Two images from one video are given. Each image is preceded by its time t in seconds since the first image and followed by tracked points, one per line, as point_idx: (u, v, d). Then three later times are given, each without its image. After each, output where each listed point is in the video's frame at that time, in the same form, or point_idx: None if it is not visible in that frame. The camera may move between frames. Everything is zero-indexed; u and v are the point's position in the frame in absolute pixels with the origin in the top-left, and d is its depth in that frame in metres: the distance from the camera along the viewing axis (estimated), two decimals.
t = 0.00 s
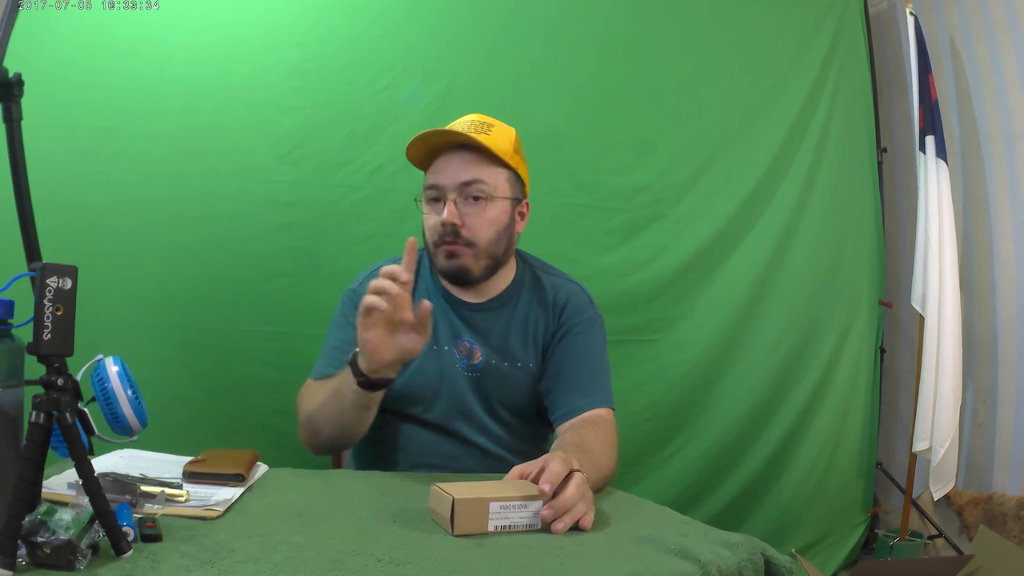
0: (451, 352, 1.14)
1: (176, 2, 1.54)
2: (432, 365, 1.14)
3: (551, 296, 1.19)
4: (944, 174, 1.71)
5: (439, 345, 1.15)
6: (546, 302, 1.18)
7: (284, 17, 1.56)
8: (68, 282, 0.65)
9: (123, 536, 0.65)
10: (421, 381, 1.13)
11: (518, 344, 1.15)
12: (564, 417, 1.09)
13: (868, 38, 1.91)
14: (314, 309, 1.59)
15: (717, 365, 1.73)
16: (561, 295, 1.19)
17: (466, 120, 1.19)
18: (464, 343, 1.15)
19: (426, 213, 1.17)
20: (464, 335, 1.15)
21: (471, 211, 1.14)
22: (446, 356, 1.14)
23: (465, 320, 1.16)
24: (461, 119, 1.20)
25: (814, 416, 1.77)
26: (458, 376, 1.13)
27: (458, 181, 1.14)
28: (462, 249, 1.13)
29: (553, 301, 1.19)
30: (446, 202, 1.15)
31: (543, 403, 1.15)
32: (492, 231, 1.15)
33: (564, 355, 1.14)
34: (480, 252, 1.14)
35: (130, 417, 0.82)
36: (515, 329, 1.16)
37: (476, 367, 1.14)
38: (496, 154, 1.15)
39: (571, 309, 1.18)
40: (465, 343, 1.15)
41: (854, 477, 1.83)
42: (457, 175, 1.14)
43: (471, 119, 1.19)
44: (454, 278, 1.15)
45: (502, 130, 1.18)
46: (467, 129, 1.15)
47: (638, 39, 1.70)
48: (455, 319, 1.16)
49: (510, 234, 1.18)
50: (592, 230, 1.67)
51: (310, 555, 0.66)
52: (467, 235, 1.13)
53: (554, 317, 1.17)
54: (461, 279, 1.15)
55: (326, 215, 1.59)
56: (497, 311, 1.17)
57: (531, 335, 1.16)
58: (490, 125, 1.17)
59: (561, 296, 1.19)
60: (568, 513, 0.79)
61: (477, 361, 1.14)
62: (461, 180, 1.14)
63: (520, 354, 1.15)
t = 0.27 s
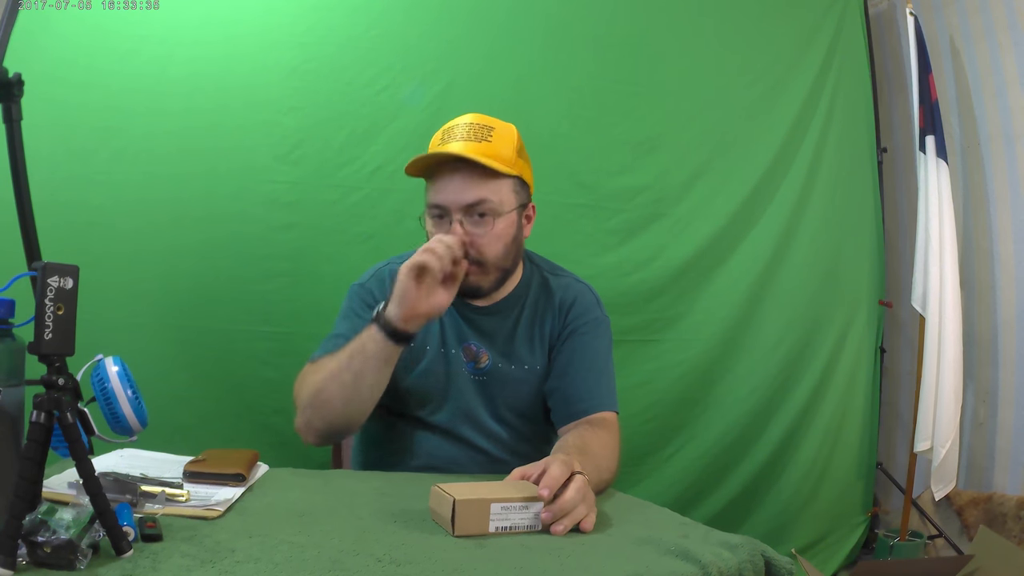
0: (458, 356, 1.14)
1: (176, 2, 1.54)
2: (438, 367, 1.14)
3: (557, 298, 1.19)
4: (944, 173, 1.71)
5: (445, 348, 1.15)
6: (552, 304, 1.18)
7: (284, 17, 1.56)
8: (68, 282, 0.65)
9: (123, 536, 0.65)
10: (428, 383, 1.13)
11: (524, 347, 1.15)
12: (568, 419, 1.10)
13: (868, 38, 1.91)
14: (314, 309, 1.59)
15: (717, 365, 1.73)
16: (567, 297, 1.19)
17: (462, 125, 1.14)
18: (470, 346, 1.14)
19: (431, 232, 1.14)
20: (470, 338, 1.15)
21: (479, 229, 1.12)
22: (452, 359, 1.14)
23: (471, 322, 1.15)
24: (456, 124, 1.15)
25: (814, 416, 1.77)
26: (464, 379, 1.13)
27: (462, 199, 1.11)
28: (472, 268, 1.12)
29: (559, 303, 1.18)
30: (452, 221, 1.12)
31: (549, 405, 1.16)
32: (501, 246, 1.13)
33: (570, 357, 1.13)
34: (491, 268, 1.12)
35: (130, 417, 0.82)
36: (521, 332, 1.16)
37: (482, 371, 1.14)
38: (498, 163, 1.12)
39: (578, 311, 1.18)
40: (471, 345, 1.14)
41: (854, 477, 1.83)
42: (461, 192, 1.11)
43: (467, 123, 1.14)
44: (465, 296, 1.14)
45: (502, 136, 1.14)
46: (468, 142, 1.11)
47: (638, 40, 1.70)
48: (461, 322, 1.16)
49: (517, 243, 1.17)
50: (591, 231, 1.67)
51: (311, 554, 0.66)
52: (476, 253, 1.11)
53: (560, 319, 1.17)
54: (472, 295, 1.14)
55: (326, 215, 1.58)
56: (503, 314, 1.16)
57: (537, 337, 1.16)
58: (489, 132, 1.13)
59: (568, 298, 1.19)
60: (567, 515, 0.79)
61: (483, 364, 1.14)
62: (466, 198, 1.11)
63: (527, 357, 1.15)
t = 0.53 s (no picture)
0: (458, 354, 1.14)
1: (177, 2, 1.54)
2: (438, 365, 1.14)
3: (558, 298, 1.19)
4: (944, 173, 1.71)
5: (445, 345, 1.15)
6: (553, 305, 1.19)
7: (284, 17, 1.56)
8: (68, 282, 0.65)
9: (123, 536, 0.65)
10: (428, 380, 1.13)
11: (526, 346, 1.15)
12: (569, 418, 1.10)
13: (868, 38, 1.91)
14: (313, 309, 1.59)
15: (717, 365, 1.73)
16: (568, 298, 1.20)
17: (462, 129, 1.14)
18: (471, 344, 1.14)
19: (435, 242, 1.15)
20: (471, 336, 1.15)
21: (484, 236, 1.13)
22: (453, 357, 1.14)
23: (472, 321, 1.16)
24: (457, 129, 1.14)
25: (814, 416, 1.77)
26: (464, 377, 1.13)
27: (466, 208, 1.13)
28: (478, 275, 1.12)
29: (560, 302, 1.19)
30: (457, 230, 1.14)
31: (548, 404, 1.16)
32: (506, 252, 1.15)
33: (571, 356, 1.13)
34: (497, 274, 1.14)
35: (130, 417, 0.82)
36: (521, 331, 1.16)
37: (482, 369, 1.13)
38: (500, 169, 1.13)
39: (578, 313, 1.18)
40: (471, 343, 1.14)
41: (853, 476, 1.83)
42: (465, 201, 1.13)
43: (468, 128, 1.14)
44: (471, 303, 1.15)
45: (503, 140, 1.15)
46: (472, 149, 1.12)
47: (638, 40, 1.70)
48: (462, 320, 1.16)
49: (520, 249, 1.19)
50: (591, 231, 1.67)
51: (311, 554, 0.66)
52: (482, 261, 1.12)
53: (560, 319, 1.18)
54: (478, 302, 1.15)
55: (326, 215, 1.58)
56: (504, 313, 1.16)
57: (538, 336, 1.16)
58: (492, 136, 1.14)
59: (569, 299, 1.20)
60: (572, 516, 0.79)
61: (484, 362, 1.13)
62: (470, 207, 1.13)
63: (528, 355, 1.14)
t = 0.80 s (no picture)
0: (453, 355, 1.14)
1: (177, 2, 1.55)
2: (433, 366, 1.14)
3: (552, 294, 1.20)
4: (944, 173, 1.71)
5: (440, 346, 1.15)
6: (547, 301, 1.19)
7: (284, 17, 1.56)
8: (65, 283, 0.65)
9: (121, 537, 0.65)
10: (424, 382, 1.13)
11: (520, 343, 1.16)
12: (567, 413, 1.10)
13: (868, 38, 1.91)
14: (313, 309, 1.59)
15: (717, 365, 1.73)
16: (563, 293, 1.20)
17: (458, 128, 1.14)
18: (465, 345, 1.15)
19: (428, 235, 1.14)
20: (465, 337, 1.15)
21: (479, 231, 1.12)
22: (447, 359, 1.14)
23: (466, 321, 1.16)
24: (453, 127, 1.15)
25: (813, 415, 1.77)
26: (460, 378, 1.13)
27: (461, 201, 1.11)
28: (471, 270, 1.12)
29: (555, 298, 1.19)
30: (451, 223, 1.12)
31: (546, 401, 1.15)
32: (500, 247, 1.13)
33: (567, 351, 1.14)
34: (490, 270, 1.13)
35: (130, 417, 0.83)
36: (515, 329, 1.16)
37: (478, 369, 1.14)
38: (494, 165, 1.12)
39: (574, 306, 1.19)
40: (466, 344, 1.15)
41: (853, 476, 1.83)
42: (459, 193, 1.11)
43: (462, 126, 1.14)
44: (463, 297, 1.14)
45: (498, 139, 1.15)
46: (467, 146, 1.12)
47: (638, 39, 1.70)
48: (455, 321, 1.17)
49: (515, 245, 1.17)
50: (591, 231, 1.67)
51: (308, 555, 0.66)
52: (476, 255, 1.11)
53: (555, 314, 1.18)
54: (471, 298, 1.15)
55: (326, 215, 1.59)
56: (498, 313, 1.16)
57: (533, 332, 1.16)
58: (487, 134, 1.14)
59: (564, 294, 1.20)
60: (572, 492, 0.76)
61: (479, 363, 1.14)
62: (465, 200, 1.11)
63: (522, 353, 1.15)
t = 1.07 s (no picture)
0: (446, 362, 1.15)
1: (177, 2, 1.55)
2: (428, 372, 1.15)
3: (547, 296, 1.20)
4: (944, 173, 1.71)
5: (435, 352, 1.16)
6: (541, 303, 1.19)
7: (284, 17, 1.56)
8: (64, 284, 0.65)
9: (121, 537, 0.65)
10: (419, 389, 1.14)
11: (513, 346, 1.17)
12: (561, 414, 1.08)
13: (868, 38, 1.91)
14: (313, 309, 1.58)
15: (716, 365, 1.73)
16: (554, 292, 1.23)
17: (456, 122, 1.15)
18: (457, 351, 1.16)
19: (428, 225, 1.14)
20: (457, 343, 1.16)
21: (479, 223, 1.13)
22: (441, 365, 1.15)
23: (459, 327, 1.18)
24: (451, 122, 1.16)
25: (813, 416, 1.77)
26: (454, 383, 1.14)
27: (461, 192, 1.12)
28: (469, 264, 1.12)
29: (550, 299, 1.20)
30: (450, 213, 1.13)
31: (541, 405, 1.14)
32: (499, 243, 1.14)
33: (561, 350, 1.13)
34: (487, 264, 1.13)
35: (130, 417, 0.83)
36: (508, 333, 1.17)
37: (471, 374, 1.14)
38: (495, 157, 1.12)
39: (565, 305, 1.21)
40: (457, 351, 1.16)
41: (853, 476, 1.83)
42: (461, 183, 1.12)
43: (461, 121, 1.15)
44: (461, 290, 1.14)
45: (499, 134, 1.16)
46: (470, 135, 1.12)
47: (638, 39, 1.70)
48: (450, 328, 1.19)
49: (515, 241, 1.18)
50: (591, 231, 1.67)
51: (308, 555, 0.66)
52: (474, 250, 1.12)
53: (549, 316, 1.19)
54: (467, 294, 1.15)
55: (326, 215, 1.58)
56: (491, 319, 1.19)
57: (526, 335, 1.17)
58: (488, 128, 1.15)
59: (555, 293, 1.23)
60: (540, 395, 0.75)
61: (471, 368, 1.14)
62: (466, 190, 1.12)
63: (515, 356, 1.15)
